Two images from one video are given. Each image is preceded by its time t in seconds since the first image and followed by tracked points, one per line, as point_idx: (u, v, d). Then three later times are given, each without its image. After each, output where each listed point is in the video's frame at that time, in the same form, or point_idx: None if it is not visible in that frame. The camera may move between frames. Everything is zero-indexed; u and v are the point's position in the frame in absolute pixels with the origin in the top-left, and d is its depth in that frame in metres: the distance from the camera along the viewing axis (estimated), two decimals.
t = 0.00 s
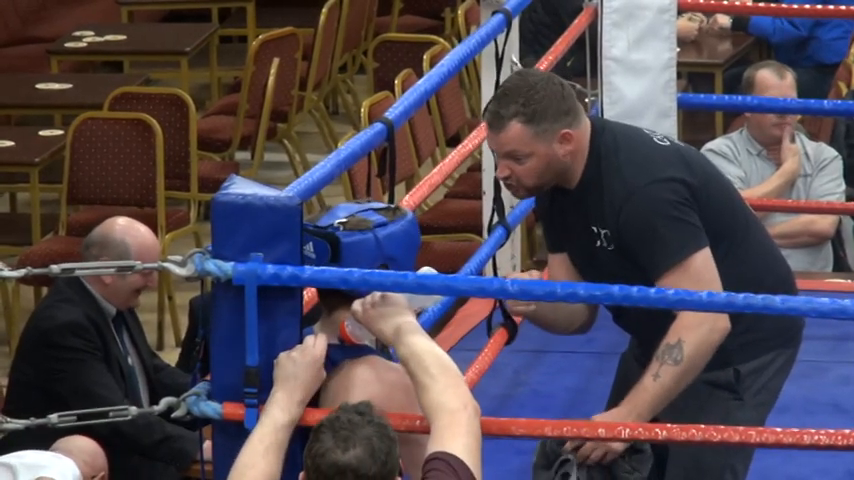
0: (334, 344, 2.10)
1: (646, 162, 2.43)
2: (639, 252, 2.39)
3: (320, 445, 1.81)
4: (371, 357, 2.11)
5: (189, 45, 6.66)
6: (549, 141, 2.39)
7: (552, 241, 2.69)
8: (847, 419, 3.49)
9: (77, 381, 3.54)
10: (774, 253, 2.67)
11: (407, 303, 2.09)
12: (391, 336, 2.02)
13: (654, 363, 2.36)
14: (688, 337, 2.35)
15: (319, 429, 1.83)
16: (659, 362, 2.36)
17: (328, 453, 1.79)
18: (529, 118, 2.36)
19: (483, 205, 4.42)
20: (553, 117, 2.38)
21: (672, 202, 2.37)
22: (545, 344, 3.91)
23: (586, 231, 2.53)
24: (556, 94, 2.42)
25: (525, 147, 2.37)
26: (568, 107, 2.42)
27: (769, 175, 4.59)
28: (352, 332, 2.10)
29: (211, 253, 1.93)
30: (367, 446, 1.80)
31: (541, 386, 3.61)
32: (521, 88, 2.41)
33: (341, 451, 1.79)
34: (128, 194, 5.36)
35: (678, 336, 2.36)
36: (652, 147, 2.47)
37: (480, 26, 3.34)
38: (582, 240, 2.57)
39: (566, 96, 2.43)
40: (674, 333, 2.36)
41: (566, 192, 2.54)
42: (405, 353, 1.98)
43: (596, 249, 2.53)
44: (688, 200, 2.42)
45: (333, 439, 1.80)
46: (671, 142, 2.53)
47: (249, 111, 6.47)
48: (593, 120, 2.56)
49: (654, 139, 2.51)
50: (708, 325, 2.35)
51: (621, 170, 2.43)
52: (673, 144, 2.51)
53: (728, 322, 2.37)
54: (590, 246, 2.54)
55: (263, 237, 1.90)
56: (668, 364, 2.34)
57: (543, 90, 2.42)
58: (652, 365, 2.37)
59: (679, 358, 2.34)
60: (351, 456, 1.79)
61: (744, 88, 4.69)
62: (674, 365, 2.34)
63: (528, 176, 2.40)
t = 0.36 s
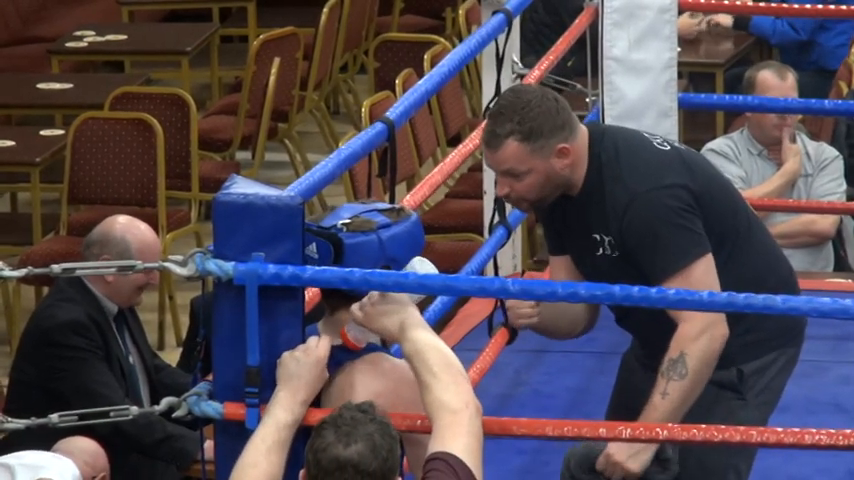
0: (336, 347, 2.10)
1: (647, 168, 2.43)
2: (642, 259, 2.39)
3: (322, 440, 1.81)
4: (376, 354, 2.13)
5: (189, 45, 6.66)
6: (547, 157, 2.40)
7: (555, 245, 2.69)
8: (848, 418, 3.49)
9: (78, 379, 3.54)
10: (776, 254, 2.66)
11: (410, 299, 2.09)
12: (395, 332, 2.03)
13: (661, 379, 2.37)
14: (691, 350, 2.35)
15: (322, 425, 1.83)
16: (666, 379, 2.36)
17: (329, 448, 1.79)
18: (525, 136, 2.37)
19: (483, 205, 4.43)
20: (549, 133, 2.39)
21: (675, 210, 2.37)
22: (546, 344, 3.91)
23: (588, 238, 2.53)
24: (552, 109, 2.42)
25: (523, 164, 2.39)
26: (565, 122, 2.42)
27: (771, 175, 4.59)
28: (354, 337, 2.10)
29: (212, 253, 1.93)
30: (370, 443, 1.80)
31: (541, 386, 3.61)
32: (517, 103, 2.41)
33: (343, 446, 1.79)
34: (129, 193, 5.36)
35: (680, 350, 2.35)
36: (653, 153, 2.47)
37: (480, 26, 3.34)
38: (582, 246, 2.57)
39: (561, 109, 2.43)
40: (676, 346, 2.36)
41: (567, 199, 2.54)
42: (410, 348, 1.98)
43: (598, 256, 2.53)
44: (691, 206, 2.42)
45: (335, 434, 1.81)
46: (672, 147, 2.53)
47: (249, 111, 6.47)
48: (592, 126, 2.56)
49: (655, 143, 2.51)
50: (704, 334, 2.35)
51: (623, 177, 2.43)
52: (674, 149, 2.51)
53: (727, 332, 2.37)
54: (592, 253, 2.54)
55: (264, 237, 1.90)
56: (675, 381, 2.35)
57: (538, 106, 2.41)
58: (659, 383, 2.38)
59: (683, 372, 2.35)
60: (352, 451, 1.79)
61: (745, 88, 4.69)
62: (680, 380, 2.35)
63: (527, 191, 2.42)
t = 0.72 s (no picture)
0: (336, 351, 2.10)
1: (629, 165, 2.43)
2: (608, 251, 2.40)
3: (326, 436, 1.81)
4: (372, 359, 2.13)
5: (190, 45, 6.65)
6: (533, 146, 2.43)
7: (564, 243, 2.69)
8: (848, 418, 3.49)
9: (80, 378, 3.54)
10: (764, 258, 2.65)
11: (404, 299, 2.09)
12: (390, 332, 2.03)
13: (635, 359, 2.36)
14: (664, 333, 2.34)
15: (324, 424, 1.83)
16: (639, 357, 2.35)
17: (333, 445, 1.79)
18: (510, 126, 2.40)
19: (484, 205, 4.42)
20: (535, 122, 2.41)
21: (651, 208, 2.37)
22: (546, 343, 3.91)
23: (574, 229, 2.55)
24: (540, 99, 2.43)
25: (507, 153, 2.42)
26: (553, 112, 2.44)
27: (771, 175, 4.59)
28: (353, 342, 2.10)
29: (212, 253, 1.93)
30: (374, 442, 1.80)
31: (542, 386, 3.61)
32: (506, 92, 2.43)
33: (347, 443, 1.79)
34: (130, 193, 5.36)
35: (654, 331, 2.35)
36: (638, 150, 2.47)
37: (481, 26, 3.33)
38: (574, 235, 2.59)
39: (550, 100, 2.44)
40: (650, 328, 2.35)
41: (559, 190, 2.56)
42: (406, 345, 1.99)
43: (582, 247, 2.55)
44: (664, 203, 2.42)
45: (339, 432, 1.81)
46: (661, 146, 2.52)
47: (250, 111, 6.47)
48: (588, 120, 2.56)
49: (644, 142, 2.50)
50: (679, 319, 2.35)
51: (600, 172, 2.44)
52: (659, 148, 2.50)
53: (706, 319, 2.35)
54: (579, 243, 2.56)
55: (264, 237, 1.90)
56: (647, 358, 2.33)
57: (526, 96, 2.43)
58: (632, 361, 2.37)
59: (656, 351, 2.34)
60: (356, 449, 1.79)
61: (746, 88, 4.68)
62: (651, 358, 2.33)
63: (514, 180, 2.45)
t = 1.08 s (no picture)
0: (356, 339, 2.12)
1: (670, 187, 2.46)
2: (679, 273, 2.40)
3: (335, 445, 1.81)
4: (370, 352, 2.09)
5: (193, 45, 6.65)
6: (551, 183, 2.33)
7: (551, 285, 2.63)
8: (850, 418, 3.49)
9: (84, 375, 3.55)
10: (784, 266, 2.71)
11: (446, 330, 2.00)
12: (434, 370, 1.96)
13: (699, 383, 2.36)
14: (731, 360, 2.33)
15: (334, 430, 1.84)
16: (703, 383, 2.35)
17: (341, 452, 1.80)
18: (529, 164, 2.30)
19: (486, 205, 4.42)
20: (553, 160, 2.32)
21: (711, 224, 2.40)
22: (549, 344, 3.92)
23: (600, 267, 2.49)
24: (554, 134, 2.35)
25: (525, 193, 2.31)
26: (567, 147, 2.35)
27: (773, 175, 4.60)
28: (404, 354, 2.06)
29: (215, 253, 1.93)
30: (381, 453, 1.81)
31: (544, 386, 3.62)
32: (520, 129, 2.34)
33: (354, 451, 1.80)
34: (132, 194, 5.37)
35: (720, 358, 2.33)
36: (673, 172, 2.49)
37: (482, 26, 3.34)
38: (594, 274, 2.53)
39: (564, 135, 2.36)
40: (715, 353, 2.34)
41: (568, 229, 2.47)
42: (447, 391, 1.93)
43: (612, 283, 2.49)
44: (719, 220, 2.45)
45: (348, 440, 1.81)
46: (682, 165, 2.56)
47: (253, 111, 6.48)
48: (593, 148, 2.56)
49: (666, 162, 2.54)
50: (744, 343, 2.33)
51: (647, 196, 2.44)
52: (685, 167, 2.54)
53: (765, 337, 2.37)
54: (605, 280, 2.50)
55: (266, 237, 1.91)
56: (713, 387, 2.34)
57: (540, 131, 2.35)
58: (695, 386, 2.36)
59: (722, 379, 2.33)
60: (363, 457, 1.80)
61: (748, 88, 4.69)
62: (719, 386, 2.34)
63: (533, 219, 2.35)
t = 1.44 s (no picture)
0: (364, 334, 2.12)
1: (686, 191, 2.42)
2: (698, 279, 2.37)
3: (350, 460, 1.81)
4: (375, 348, 2.08)
5: (194, 45, 6.65)
6: (560, 182, 2.30)
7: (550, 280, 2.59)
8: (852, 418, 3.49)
9: (92, 368, 3.55)
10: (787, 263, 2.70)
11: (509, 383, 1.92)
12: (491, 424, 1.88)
13: (715, 390, 2.36)
14: (748, 365, 2.34)
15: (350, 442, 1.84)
16: (721, 389, 2.35)
17: (355, 466, 1.80)
18: (535, 163, 2.27)
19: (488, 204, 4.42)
20: (560, 158, 2.29)
21: (728, 228, 2.38)
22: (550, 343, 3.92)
23: (615, 270, 2.45)
24: (562, 133, 2.32)
25: (533, 191, 2.28)
26: (577, 146, 2.32)
27: (775, 174, 4.60)
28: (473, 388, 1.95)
29: (217, 252, 1.93)
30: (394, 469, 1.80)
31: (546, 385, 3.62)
32: (528, 130, 2.32)
33: (368, 466, 1.79)
34: (134, 193, 5.37)
35: (737, 362, 2.34)
36: (685, 176, 2.46)
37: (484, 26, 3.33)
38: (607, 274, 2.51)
39: (573, 133, 2.33)
40: (732, 358, 2.34)
41: (580, 233, 2.45)
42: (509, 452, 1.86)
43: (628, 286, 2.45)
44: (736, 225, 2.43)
45: (363, 453, 1.81)
46: (691, 166, 2.52)
47: (254, 111, 6.48)
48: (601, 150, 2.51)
49: (675, 163, 2.50)
50: (762, 347, 2.34)
51: (664, 201, 2.41)
52: (695, 168, 2.51)
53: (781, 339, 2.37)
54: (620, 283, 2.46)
55: (269, 236, 1.91)
56: (731, 393, 2.34)
57: (547, 131, 2.32)
58: (712, 392, 2.36)
59: (740, 385, 2.34)
60: (376, 472, 1.79)
61: (750, 88, 4.69)
62: (736, 391, 2.34)
63: (544, 218, 2.32)
